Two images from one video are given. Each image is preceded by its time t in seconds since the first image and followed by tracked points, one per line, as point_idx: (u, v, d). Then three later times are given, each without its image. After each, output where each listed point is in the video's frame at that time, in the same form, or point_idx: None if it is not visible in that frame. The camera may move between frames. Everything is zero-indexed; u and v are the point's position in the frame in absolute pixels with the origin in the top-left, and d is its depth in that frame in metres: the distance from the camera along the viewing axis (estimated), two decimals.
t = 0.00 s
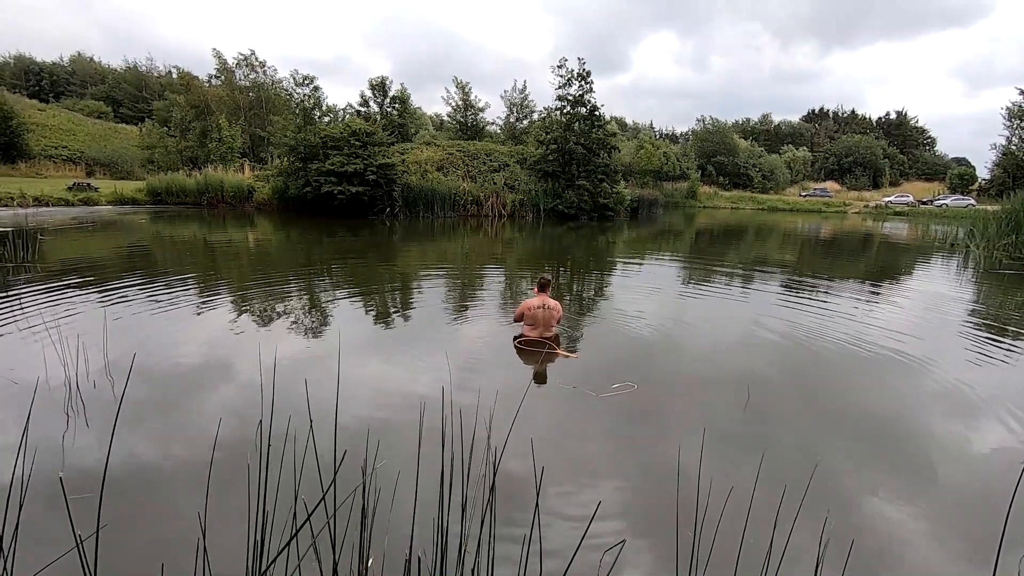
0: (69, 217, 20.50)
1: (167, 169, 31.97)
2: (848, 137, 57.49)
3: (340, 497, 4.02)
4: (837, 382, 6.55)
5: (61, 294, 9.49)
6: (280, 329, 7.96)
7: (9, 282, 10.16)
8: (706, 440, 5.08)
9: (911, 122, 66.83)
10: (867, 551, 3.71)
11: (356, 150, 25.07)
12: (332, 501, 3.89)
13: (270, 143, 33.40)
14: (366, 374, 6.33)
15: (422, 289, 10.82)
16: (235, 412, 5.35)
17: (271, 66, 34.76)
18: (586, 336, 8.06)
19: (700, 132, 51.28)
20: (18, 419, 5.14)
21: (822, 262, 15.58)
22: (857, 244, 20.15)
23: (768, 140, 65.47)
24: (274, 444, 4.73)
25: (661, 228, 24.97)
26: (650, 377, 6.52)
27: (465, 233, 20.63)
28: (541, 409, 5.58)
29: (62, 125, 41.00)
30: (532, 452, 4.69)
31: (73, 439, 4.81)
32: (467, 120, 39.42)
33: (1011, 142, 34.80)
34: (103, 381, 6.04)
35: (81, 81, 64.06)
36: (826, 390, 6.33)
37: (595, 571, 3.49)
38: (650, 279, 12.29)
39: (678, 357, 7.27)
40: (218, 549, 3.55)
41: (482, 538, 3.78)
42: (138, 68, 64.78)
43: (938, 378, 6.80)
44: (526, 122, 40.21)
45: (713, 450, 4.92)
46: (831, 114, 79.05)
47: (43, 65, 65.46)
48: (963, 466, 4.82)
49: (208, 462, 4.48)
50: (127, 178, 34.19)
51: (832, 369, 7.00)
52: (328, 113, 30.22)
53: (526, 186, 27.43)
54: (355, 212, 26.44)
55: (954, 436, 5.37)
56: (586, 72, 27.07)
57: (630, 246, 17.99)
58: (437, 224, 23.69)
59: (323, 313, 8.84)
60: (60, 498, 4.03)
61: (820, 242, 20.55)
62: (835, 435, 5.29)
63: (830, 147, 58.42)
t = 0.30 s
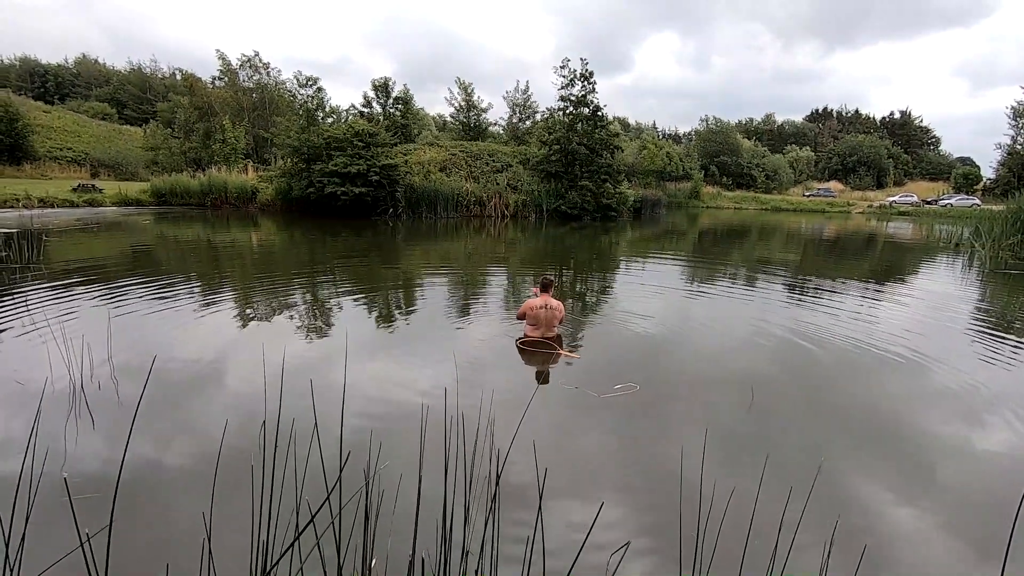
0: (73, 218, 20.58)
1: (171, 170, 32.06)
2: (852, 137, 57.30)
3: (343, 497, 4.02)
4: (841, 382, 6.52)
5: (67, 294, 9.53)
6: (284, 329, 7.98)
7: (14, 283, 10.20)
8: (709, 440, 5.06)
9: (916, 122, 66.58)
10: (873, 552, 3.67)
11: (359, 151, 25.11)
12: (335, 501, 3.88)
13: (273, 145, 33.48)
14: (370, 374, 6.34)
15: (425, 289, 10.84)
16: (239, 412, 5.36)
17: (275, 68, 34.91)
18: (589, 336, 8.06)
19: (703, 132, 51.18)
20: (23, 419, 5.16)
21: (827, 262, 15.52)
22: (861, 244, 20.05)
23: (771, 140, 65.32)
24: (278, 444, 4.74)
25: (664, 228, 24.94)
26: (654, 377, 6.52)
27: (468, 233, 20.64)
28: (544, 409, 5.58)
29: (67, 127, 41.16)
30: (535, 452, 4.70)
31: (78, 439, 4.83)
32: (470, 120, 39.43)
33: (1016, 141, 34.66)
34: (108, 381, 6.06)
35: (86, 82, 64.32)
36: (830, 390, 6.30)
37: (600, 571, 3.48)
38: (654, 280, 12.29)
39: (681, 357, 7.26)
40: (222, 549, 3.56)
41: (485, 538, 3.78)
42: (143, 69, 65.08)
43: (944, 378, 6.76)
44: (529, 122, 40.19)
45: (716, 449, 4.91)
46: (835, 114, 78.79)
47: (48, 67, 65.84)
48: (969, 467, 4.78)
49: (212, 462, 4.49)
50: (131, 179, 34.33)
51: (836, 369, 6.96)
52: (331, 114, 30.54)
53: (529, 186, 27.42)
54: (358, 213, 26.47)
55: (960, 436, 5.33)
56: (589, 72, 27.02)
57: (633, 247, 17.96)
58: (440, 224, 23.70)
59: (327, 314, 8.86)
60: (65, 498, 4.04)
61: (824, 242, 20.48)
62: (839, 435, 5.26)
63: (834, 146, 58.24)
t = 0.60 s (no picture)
0: (76, 219, 20.62)
1: (173, 171, 32.10)
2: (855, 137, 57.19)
3: (344, 498, 4.03)
4: (843, 383, 6.51)
5: (69, 295, 9.55)
6: (286, 330, 8.00)
7: (17, 283, 10.22)
8: (712, 441, 5.05)
9: (919, 122, 66.41)
10: (877, 553, 3.67)
11: (361, 151, 25.13)
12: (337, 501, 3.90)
13: (276, 145, 33.54)
14: (372, 375, 6.35)
15: (427, 289, 10.85)
16: (241, 412, 5.38)
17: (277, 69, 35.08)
18: (590, 336, 8.06)
19: (705, 132, 51.14)
20: (27, 418, 5.18)
21: (829, 262, 15.50)
22: (864, 245, 20.02)
23: (773, 140, 65.24)
24: (279, 445, 4.74)
25: (666, 228, 24.95)
26: (656, 377, 6.51)
27: (470, 234, 20.65)
28: (546, 410, 5.59)
29: (70, 128, 41.27)
30: (536, 453, 4.69)
31: (80, 439, 4.85)
32: (472, 121, 39.48)
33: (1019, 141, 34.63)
34: (110, 381, 6.08)
35: (89, 83, 64.42)
36: (832, 391, 6.29)
37: (602, 571, 3.48)
38: (656, 280, 12.29)
39: (684, 357, 7.26)
40: (223, 549, 3.57)
41: (486, 539, 3.78)
42: (145, 70, 65.28)
43: (946, 378, 6.75)
44: (531, 122, 40.20)
45: (719, 450, 4.90)
46: (837, 114, 78.64)
47: (52, 69, 66.13)
48: (971, 467, 4.78)
49: (213, 463, 4.50)
50: (134, 180, 34.43)
51: (838, 370, 6.96)
52: (333, 115, 31.16)
53: (531, 187, 27.44)
54: (360, 213, 26.50)
55: (962, 436, 5.33)
56: (591, 72, 27.00)
57: (635, 247, 17.95)
58: (442, 225, 23.72)
59: (328, 314, 8.88)
60: (68, 497, 4.06)
61: (826, 242, 20.45)
62: (842, 436, 5.24)
63: (837, 146, 58.14)
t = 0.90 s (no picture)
0: (78, 220, 20.64)
1: (175, 172, 32.15)
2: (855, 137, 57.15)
3: (345, 498, 4.03)
4: (844, 383, 6.51)
5: (71, 296, 9.57)
6: (287, 331, 8.00)
7: (18, 285, 10.23)
8: (714, 440, 5.06)
9: (920, 121, 66.37)
10: (879, 553, 3.66)
11: (362, 152, 25.16)
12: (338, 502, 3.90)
13: (277, 147, 33.58)
14: (373, 375, 6.37)
15: (427, 290, 10.86)
16: (242, 412, 5.40)
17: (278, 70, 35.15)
18: (591, 336, 8.07)
19: (705, 132, 51.17)
20: (29, 419, 5.19)
21: (829, 262, 15.49)
22: (865, 244, 20.01)
23: (774, 140, 65.24)
24: (280, 445, 4.75)
25: (667, 228, 24.94)
26: (658, 377, 6.52)
27: (471, 234, 20.67)
28: (547, 410, 5.60)
29: (71, 130, 41.35)
30: (538, 453, 4.70)
31: (83, 440, 4.86)
32: (472, 121, 39.52)
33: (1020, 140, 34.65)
34: (112, 381, 6.11)
35: (90, 85, 64.51)
36: (834, 390, 6.29)
37: (604, 571, 3.48)
38: (658, 280, 12.30)
39: (685, 357, 7.27)
40: (225, 550, 3.57)
41: (487, 539, 3.77)
42: (146, 72, 65.33)
43: (948, 378, 6.74)
44: (531, 123, 40.24)
45: (720, 450, 4.91)
46: (838, 114, 78.58)
47: (53, 71, 66.27)
48: (973, 466, 4.77)
49: (215, 464, 4.51)
50: (135, 182, 34.50)
51: (839, 369, 6.95)
52: (334, 117, 31.16)
53: (531, 188, 27.46)
54: (361, 214, 26.53)
55: (964, 436, 5.32)
56: (591, 73, 27.03)
57: (635, 248, 17.96)
58: (442, 226, 23.74)
59: (329, 315, 8.90)
60: (70, 498, 4.07)
61: (827, 242, 20.44)
62: (843, 436, 5.25)
63: (837, 146, 58.11)
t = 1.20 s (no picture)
0: (78, 220, 20.63)
1: (175, 172, 32.14)
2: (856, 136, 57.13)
3: (346, 499, 4.02)
4: (846, 383, 6.49)
5: (71, 296, 9.55)
6: (287, 331, 7.99)
7: (18, 285, 10.21)
8: (716, 440, 5.04)
9: (920, 120, 66.34)
10: (881, 553, 3.65)
11: (362, 152, 25.14)
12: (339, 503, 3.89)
13: (277, 147, 33.57)
14: (373, 375, 6.36)
15: (427, 290, 10.85)
16: (242, 412, 5.39)
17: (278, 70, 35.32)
18: (592, 336, 8.07)
19: (705, 132, 51.16)
20: (30, 419, 5.19)
21: (830, 262, 15.48)
22: (865, 244, 20.01)
23: (774, 139, 65.21)
24: (280, 446, 4.74)
25: (667, 228, 24.93)
26: (659, 377, 6.50)
27: (471, 234, 20.65)
28: (548, 410, 5.58)
29: (71, 130, 41.36)
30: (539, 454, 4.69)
31: (83, 441, 4.85)
32: (472, 121, 39.52)
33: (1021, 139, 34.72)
34: (112, 381, 6.09)
35: (90, 85, 64.53)
36: (836, 390, 6.27)
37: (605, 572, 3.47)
38: (658, 280, 12.29)
39: (686, 357, 7.26)
40: (225, 551, 3.56)
41: (489, 539, 3.76)
42: (146, 72, 65.29)
43: (950, 377, 6.73)
44: (531, 122, 40.23)
45: (722, 450, 4.89)
46: (839, 113, 78.53)
47: (53, 71, 66.27)
48: (975, 466, 4.75)
49: (215, 464, 4.50)
50: (135, 182, 34.49)
51: (840, 369, 6.94)
52: (334, 116, 31.15)
53: (532, 187, 27.44)
54: (361, 214, 26.52)
55: (965, 435, 5.31)
56: (591, 72, 27.03)
57: (636, 247, 17.94)
58: (443, 225, 23.72)
59: (330, 315, 8.89)
60: (71, 497, 4.07)
61: (828, 242, 20.43)
62: (845, 436, 5.23)
63: (838, 145, 58.08)
